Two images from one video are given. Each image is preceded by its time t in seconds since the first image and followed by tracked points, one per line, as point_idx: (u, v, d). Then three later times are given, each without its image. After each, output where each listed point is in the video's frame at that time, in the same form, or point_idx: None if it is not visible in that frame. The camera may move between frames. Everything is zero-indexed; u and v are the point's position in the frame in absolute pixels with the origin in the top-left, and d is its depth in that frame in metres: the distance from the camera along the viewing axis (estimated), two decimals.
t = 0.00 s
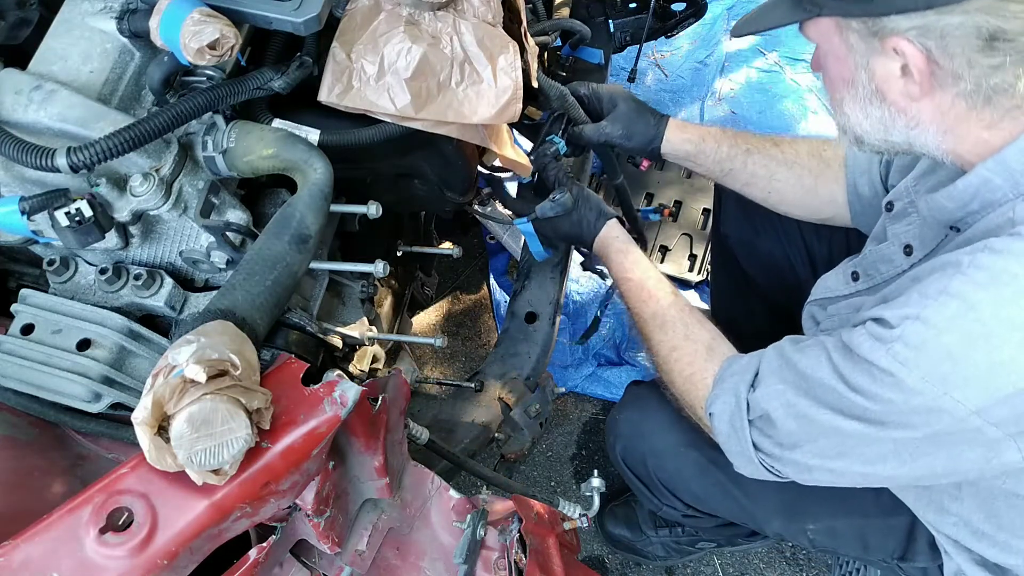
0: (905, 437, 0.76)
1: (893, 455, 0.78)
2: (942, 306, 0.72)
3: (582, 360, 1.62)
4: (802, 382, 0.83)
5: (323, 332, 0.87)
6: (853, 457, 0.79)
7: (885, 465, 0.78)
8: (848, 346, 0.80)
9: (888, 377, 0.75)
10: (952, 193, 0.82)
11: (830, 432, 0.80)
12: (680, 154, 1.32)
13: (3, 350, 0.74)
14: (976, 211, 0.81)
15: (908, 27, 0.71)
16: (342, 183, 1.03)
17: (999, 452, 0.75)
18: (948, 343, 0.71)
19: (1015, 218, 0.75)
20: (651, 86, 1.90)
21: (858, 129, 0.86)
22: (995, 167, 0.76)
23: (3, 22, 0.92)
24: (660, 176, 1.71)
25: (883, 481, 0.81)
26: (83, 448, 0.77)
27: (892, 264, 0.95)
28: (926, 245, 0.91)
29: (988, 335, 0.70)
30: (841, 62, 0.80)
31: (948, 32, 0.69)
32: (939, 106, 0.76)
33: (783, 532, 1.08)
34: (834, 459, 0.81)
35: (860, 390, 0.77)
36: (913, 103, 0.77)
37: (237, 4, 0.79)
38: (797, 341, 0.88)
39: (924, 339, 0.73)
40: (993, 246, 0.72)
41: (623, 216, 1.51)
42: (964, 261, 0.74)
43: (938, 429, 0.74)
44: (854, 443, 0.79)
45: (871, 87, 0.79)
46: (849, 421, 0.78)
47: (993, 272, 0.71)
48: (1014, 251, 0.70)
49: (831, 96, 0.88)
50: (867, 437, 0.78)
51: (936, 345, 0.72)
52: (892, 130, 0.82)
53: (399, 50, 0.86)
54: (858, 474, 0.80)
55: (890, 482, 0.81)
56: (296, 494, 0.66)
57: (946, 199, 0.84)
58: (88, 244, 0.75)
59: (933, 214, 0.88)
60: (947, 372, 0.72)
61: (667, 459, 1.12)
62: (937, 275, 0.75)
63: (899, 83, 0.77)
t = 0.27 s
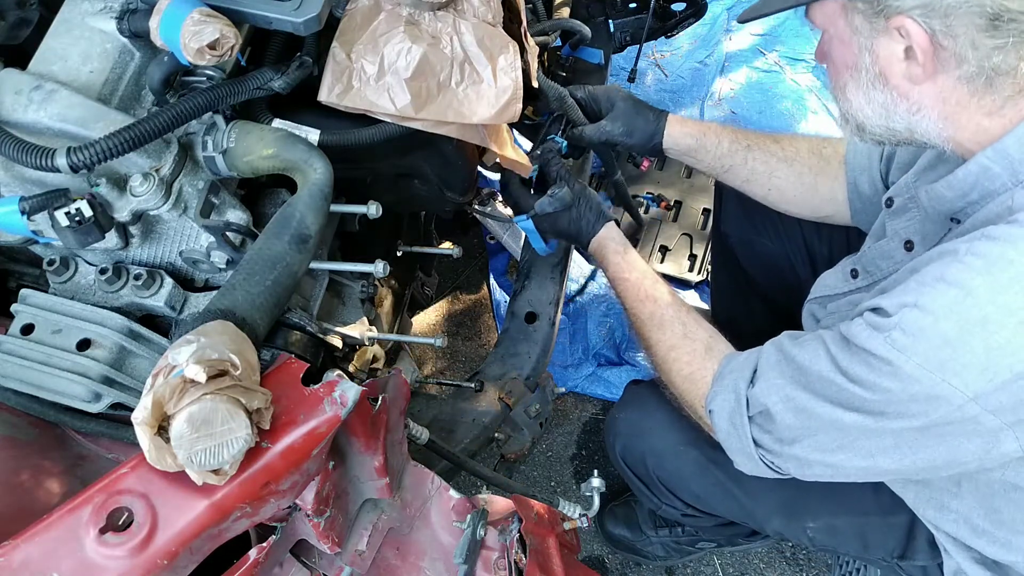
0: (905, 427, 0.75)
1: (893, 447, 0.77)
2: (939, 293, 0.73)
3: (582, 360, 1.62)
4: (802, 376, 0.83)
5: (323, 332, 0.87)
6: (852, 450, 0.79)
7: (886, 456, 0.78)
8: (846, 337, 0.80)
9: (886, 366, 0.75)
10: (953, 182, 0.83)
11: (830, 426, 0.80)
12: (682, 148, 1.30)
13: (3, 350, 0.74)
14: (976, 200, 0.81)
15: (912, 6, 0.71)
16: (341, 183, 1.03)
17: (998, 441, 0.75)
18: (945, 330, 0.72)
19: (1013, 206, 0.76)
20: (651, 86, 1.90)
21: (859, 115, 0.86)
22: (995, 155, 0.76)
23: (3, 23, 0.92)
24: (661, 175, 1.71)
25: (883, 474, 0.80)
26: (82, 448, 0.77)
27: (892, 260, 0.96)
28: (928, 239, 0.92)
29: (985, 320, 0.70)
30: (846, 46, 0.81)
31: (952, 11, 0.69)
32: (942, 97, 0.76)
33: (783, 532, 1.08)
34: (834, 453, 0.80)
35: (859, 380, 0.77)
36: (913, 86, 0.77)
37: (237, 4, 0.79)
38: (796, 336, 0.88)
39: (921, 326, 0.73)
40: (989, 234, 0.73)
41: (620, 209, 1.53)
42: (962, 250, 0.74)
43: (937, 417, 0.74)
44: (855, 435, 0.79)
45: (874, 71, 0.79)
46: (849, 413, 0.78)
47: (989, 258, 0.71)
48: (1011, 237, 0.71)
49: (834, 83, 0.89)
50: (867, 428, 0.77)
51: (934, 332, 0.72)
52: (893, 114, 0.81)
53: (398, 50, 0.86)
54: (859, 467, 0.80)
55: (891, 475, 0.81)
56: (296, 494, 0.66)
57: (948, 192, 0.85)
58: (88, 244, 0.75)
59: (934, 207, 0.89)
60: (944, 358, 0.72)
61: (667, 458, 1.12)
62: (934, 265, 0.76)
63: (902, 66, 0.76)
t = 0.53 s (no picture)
0: (905, 420, 0.75)
1: (893, 441, 0.77)
2: (939, 286, 0.73)
3: (582, 360, 1.62)
4: (803, 369, 0.83)
5: (323, 332, 0.87)
6: (852, 443, 0.79)
7: (886, 450, 0.78)
8: (847, 330, 0.80)
9: (886, 359, 0.75)
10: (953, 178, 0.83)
11: (830, 418, 0.79)
12: (682, 145, 1.30)
13: (3, 350, 0.74)
14: (977, 195, 0.82)
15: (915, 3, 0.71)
16: (341, 183, 1.03)
17: (998, 435, 0.74)
18: (945, 322, 0.72)
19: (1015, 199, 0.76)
20: (651, 86, 1.90)
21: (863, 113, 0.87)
22: (995, 149, 0.76)
23: (3, 23, 0.92)
24: (661, 175, 1.71)
25: (883, 468, 0.80)
26: (82, 448, 0.77)
27: (892, 257, 0.96)
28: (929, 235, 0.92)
29: (984, 313, 0.70)
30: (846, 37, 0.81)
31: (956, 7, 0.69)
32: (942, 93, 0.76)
33: (783, 529, 1.08)
34: (833, 445, 0.80)
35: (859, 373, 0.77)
36: (915, 82, 0.77)
37: (237, 4, 0.79)
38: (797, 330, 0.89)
39: (921, 318, 0.73)
40: (989, 227, 0.73)
41: (613, 223, 1.52)
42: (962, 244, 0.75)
43: (938, 411, 0.73)
44: (855, 428, 0.78)
45: (876, 67, 0.80)
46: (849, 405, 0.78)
47: (989, 251, 0.71)
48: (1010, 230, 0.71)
49: (834, 82, 0.90)
50: (867, 421, 0.77)
51: (933, 324, 0.72)
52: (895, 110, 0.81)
53: (398, 50, 0.86)
54: (859, 461, 0.80)
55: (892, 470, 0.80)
56: (296, 494, 0.66)
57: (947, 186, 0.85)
58: (88, 244, 0.75)
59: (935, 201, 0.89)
60: (943, 350, 0.72)
61: (667, 455, 1.12)
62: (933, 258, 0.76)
63: (904, 60, 0.77)
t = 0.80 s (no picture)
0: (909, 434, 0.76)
1: (897, 450, 0.78)
2: (947, 308, 0.72)
3: (582, 360, 1.62)
4: (808, 373, 0.83)
5: (323, 332, 0.87)
6: (855, 450, 0.80)
7: (890, 457, 0.78)
8: (855, 341, 0.80)
9: (894, 376, 0.75)
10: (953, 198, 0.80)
11: (834, 424, 0.80)
12: (682, 145, 1.30)
13: (2, 350, 0.74)
14: (976, 215, 0.79)
15: (909, 71, 0.65)
16: (341, 183, 1.03)
17: (1004, 449, 0.74)
18: (952, 345, 0.71)
19: (1014, 220, 0.73)
20: (651, 86, 1.90)
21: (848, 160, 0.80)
22: (990, 173, 0.73)
23: (3, 23, 0.92)
24: (661, 176, 1.71)
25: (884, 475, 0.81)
26: (82, 448, 0.77)
27: (890, 260, 0.95)
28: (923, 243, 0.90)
29: (991, 339, 0.69)
30: (826, 103, 0.73)
31: (952, 73, 0.63)
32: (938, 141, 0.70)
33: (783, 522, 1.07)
34: (835, 450, 0.81)
35: (865, 385, 0.77)
36: (909, 140, 0.71)
37: (237, 4, 0.79)
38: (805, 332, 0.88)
39: (929, 339, 0.72)
40: (992, 249, 0.71)
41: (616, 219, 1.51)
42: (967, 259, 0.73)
43: (942, 429, 0.74)
44: (860, 436, 0.79)
45: (866, 126, 0.72)
46: (855, 414, 0.78)
47: (995, 275, 0.70)
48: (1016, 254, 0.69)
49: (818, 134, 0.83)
50: (872, 430, 0.78)
51: (940, 346, 0.72)
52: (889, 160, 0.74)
53: (398, 50, 0.86)
54: (861, 466, 0.80)
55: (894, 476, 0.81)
56: (296, 494, 0.66)
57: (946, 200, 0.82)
58: (88, 244, 0.75)
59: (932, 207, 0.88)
60: (951, 375, 0.71)
61: (669, 447, 1.13)
62: (940, 274, 0.75)
63: (897, 122, 0.69)
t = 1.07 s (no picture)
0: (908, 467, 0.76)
1: (896, 480, 0.78)
2: (947, 360, 0.70)
3: (582, 360, 1.62)
4: (807, 397, 0.82)
5: (323, 332, 0.87)
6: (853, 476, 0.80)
7: (888, 485, 0.79)
8: (854, 373, 0.78)
9: (893, 421, 0.74)
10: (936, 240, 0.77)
11: (832, 450, 0.80)
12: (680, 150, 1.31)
13: (3, 350, 0.74)
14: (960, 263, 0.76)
15: (906, 174, 0.64)
16: (341, 183, 1.03)
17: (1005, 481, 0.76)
18: (952, 397, 0.70)
19: (1006, 269, 0.69)
20: (651, 86, 1.90)
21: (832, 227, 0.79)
22: (979, 225, 0.70)
23: (3, 23, 0.92)
24: (661, 176, 1.71)
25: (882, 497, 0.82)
26: (83, 448, 0.77)
27: (872, 272, 0.95)
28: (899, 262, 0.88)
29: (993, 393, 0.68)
30: (813, 188, 0.71)
31: (951, 175, 0.63)
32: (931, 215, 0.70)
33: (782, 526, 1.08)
34: (833, 473, 0.81)
35: (865, 420, 0.77)
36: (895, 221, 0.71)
37: (237, 4, 0.79)
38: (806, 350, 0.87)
39: (928, 390, 0.71)
40: (990, 299, 0.69)
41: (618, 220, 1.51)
42: (966, 301, 0.71)
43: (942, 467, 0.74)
44: (858, 464, 0.79)
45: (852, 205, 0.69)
46: (854, 444, 0.78)
47: (997, 328, 0.67)
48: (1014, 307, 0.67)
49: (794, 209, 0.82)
50: (871, 461, 0.78)
51: (940, 398, 0.70)
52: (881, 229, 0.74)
53: (398, 50, 0.86)
54: (859, 489, 0.81)
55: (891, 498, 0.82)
56: (296, 494, 0.66)
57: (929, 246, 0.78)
58: (88, 244, 0.75)
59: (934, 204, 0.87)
60: (952, 426, 0.71)
61: (669, 449, 1.13)
62: (937, 318, 0.72)
63: (891, 203, 0.68)
